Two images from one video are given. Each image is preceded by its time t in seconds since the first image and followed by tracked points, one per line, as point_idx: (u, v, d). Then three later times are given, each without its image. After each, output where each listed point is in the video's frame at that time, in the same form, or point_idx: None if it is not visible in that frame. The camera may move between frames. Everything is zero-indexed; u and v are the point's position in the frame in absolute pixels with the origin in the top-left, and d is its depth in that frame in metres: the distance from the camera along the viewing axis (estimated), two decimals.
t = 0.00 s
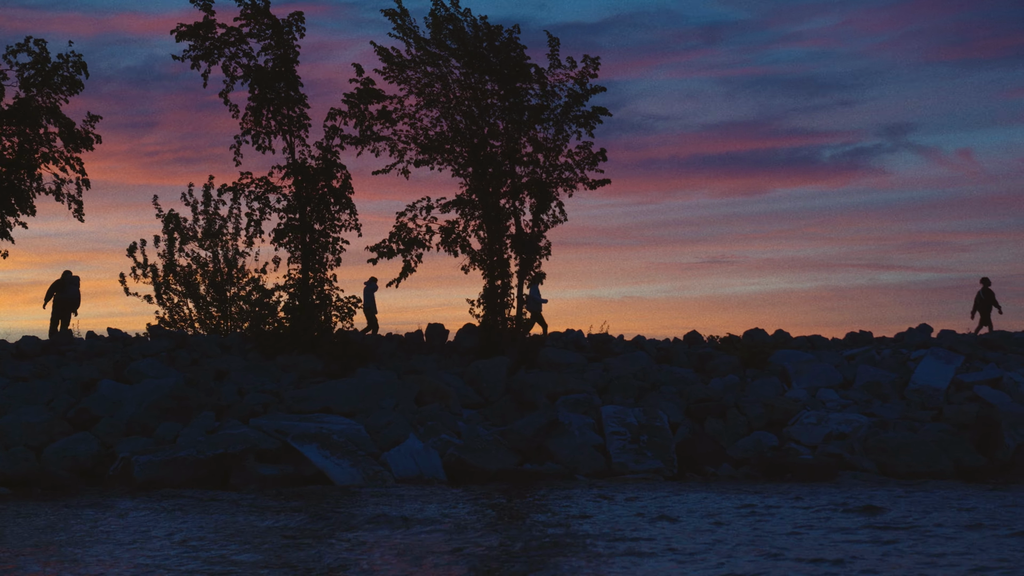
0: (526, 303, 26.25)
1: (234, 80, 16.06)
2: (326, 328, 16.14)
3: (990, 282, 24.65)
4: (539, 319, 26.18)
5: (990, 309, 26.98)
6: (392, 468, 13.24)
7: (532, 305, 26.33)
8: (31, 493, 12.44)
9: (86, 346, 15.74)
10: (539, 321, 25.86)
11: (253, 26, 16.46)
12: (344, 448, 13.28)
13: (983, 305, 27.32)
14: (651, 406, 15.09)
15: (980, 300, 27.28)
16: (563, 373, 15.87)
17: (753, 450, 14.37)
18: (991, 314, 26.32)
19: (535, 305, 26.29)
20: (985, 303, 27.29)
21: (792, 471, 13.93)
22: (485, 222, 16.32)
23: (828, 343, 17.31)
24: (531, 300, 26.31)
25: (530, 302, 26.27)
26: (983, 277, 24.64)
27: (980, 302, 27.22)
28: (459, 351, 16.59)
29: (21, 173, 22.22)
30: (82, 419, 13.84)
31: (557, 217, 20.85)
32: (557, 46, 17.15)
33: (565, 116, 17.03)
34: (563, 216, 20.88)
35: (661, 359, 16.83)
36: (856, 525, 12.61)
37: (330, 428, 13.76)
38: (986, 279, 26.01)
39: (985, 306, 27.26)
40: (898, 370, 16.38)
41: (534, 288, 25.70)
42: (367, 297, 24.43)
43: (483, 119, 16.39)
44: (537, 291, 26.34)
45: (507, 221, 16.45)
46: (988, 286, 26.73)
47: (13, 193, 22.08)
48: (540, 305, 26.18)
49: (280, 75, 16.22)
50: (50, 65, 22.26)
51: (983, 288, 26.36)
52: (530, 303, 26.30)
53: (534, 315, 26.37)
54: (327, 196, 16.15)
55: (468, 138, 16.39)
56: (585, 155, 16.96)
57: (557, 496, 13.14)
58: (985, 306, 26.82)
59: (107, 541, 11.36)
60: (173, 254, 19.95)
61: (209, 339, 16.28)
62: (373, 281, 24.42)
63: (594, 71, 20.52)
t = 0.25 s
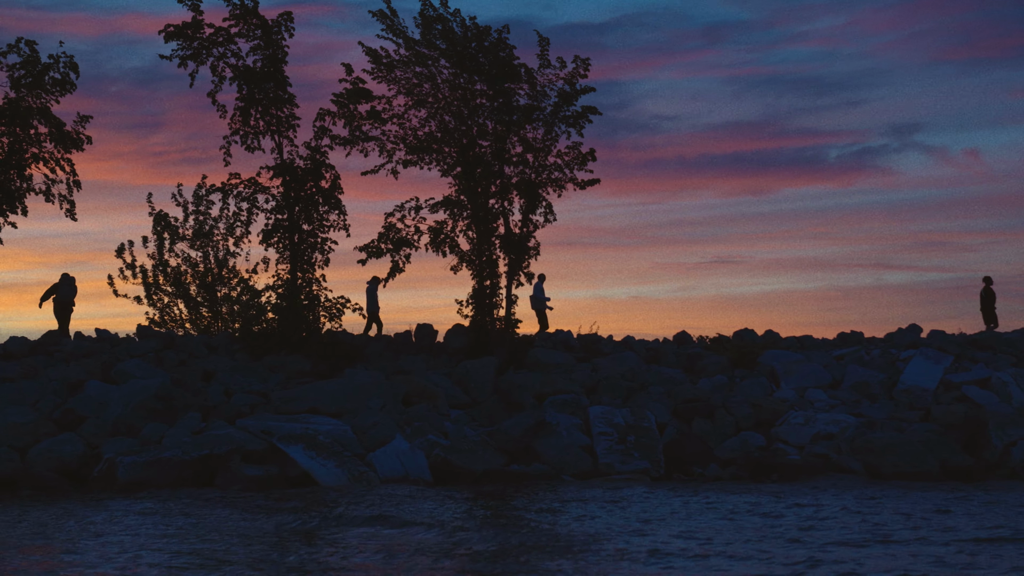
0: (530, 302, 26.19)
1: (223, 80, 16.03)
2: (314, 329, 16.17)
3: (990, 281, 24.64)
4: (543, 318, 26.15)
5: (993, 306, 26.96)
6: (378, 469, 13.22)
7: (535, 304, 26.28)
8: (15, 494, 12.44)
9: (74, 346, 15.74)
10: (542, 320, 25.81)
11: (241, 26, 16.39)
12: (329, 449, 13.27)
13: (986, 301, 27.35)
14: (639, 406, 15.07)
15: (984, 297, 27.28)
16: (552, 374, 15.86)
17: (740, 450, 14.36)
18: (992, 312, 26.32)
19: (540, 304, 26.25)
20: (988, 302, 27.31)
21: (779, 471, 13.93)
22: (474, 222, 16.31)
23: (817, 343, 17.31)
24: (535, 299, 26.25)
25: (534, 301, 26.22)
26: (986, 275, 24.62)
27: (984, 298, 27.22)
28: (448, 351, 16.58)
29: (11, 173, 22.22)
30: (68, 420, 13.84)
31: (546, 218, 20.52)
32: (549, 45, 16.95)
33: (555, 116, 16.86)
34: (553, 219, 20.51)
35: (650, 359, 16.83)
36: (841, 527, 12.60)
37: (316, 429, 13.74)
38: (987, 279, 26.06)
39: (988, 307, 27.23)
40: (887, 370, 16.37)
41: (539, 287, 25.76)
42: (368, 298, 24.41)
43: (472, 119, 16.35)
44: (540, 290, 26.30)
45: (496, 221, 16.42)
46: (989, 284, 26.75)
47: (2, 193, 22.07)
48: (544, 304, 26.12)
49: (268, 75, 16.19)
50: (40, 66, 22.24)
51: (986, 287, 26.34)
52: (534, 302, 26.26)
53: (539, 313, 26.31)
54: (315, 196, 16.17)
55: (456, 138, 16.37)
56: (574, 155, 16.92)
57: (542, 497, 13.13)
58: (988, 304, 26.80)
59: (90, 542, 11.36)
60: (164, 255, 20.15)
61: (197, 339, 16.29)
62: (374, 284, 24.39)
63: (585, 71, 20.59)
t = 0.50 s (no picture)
0: (528, 303, 26.19)
1: (206, 80, 16.00)
2: (298, 329, 16.14)
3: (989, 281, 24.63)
4: (541, 318, 26.14)
5: (990, 306, 26.98)
6: (359, 469, 13.20)
7: (535, 307, 26.28)
8: None
9: (56, 346, 15.73)
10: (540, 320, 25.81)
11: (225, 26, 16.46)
12: (310, 450, 13.24)
13: (982, 301, 27.35)
14: (622, 407, 15.05)
15: (981, 297, 27.30)
16: (535, 374, 15.86)
17: (722, 451, 14.36)
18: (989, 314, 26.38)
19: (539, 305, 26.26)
20: (984, 303, 27.32)
21: (760, 472, 13.97)
22: (458, 222, 16.27)
23: (802, 343, 17.32)
24: (535, 300, 26.25)
25: (533, 302, 26.21)
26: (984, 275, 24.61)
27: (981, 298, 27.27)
28: (432, 351, 16.57)
29: None
30: (49, 421, 13.85)
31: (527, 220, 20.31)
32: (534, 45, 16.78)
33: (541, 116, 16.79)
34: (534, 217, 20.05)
35: (635, 359, 16.83)
36: (821, 527, 12.60)
37: (297, 429, 13.72)
38: (984, 279, 26.10)
39: (985, 306, 27.25)
40: (871, 370, 16.37)
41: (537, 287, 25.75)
42: (367, 299, 24.40)
43: (456, 119, 16.33)
44: (538, 292, 26.28)
45: (480, 222, 16.41)
46: (987, 287, 26.78)
47: None
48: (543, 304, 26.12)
49: (252, 76, 16.17)
50: (25, 67, 22.23)
51: (984, 287, 26.33)
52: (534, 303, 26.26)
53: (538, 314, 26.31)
54: (298, 196, 16.16)
55: (440, 138, 16.35)
56: (559, 155, 16.86)
57: (523, 497, 13.12)
58: (987, 304, 26.78)
59: (67, 542, 11.34)
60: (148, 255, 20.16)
61: (180, 339, 16.30)
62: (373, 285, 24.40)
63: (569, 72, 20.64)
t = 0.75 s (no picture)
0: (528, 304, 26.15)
1: (187, 80, 15.96)
2: (279, 330, 16.14)
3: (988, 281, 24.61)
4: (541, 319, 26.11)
5: (988, 306, 26.98)
6: (337, 470, 13.18)
7: (535, 308, 26.24)
8: None
9: (36, 347, 15.69)
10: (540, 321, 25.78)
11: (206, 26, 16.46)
12: (289, 451, 13.22)
13: (980, 305, 27.37)
14: (603, 407, 15.03)
15: (978, 299, 27.33)
16: (517, 374, 15.84)
17: (703, 451, 14.35)
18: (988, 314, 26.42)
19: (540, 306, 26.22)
20: (982, 304, 27.32)
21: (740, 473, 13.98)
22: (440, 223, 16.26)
23: (785, 343, 17.33)
24: (536, 301, 26.22)
25: (533, 304, 26.18)
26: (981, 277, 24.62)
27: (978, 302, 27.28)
28: (414, 351, 16.55)
29: None
30: (27, 422, 13.80)
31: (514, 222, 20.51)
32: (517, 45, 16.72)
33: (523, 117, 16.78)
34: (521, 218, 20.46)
35: (618, 359, 16.83)
36: (800, 528, 12.60)
37: (277, 430, 13.70)
38: (983, 281, 26.10)
39: (983, 309, 27.26)
40: (853, 371, 16.36)
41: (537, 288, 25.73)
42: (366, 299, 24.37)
43: (438, 120, 16.34)
44: (538, 294, 26.25)
45: (462, 222, 16.40)
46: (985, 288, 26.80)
47: None
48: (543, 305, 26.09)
49: (233, 75, 16.15)
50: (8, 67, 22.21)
51: (984, 289, 26.32)
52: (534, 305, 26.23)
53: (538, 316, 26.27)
54: (280, 196, 16.17)
55: (423, 138, 16.34)
56: (541, 155, 16.83)
57: (502, 498, 13.11)
58: (986, 306, 26.76)
59: (42, 543, 11.31)
60: (132, 255, 20.11)
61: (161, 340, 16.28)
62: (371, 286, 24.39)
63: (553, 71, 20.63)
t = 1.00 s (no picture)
0: (524, 303, 26.12)
1: (166, 80, 15.92)
2: (259, 331, 16.11)
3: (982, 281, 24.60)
4: (537, 319, 26.09)
5: (981, 306, 27.01)
6: (314, 472, 13.15)
7: (531, 307, 26.23)
8: None
9: (15, 348, 15.62)
10: (535, 321, 25.75)
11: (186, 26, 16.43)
12: (266, 452, 13.18)
13: (972, 307, 27.36)
14: (582, 408, 15.02)
15: (972, 300, 27.38)
16: (497, 375, 15.83)
17: (682, 452, 14.38)
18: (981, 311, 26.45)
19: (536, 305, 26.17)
20: (974, 305, 27.33)
21: (718, 473, 13.96)
22: (420, 223, 16.25)
23: (766, 344, 17.33)
24: (536, 299, 26.17)
25: (529, 303, 26.15)
26: (974, 279, 24.64)
27: (971, 304, 27.33)
28: (394, 352, 16.53)
29: None
30: (4, 423, 13.75)
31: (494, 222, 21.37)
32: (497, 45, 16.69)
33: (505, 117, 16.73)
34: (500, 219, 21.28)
35: (599, 360, 16.82)
36: (777, 529, 12.61)
37: (255, 431, 13.67)
38: (977, 281, 26.13)
39: (976, 309, 27.27)
40: (833, 371, 16.37)
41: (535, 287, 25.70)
42: (362, 300, 24.33)
43: (419, 120, 16.34)
44: (534, 293, 26.24)
45: (443, 222, 16.38)
46: (978, 287, 26.84)
47: None
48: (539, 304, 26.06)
49: (213, 75, 16.12)
50: None
51: (979, 290, 26.32)
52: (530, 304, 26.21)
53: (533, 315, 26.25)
54: (260, 196, 16.17)
55: (403, 139, 16.31)
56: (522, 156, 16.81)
57: (479, 499, 13.10)
58: (980, 306, 26.76)
59: (16, 544, 11.28)
60: (114, 256, 20.04)
61: (140, 341, 16.23)
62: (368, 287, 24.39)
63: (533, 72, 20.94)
